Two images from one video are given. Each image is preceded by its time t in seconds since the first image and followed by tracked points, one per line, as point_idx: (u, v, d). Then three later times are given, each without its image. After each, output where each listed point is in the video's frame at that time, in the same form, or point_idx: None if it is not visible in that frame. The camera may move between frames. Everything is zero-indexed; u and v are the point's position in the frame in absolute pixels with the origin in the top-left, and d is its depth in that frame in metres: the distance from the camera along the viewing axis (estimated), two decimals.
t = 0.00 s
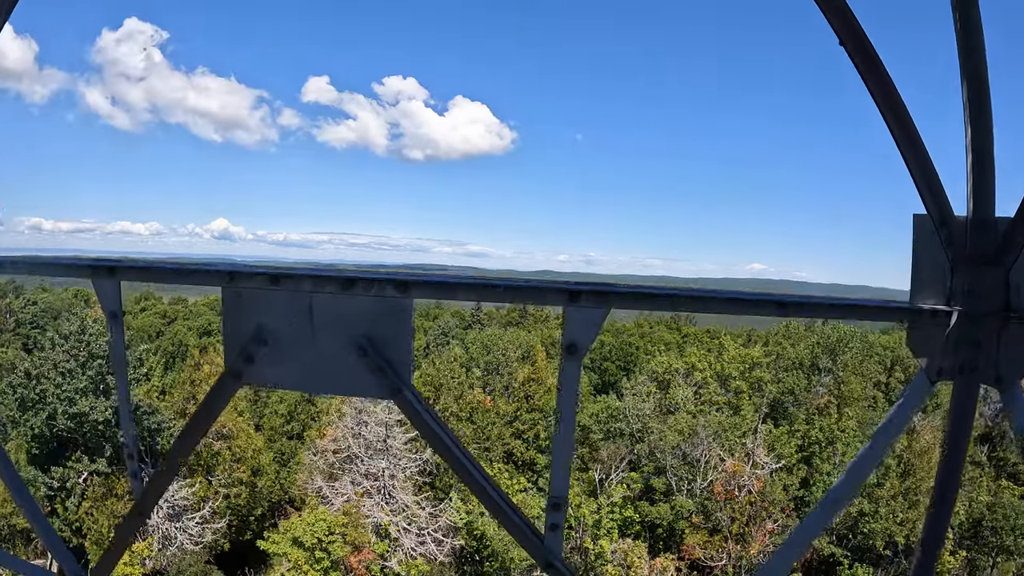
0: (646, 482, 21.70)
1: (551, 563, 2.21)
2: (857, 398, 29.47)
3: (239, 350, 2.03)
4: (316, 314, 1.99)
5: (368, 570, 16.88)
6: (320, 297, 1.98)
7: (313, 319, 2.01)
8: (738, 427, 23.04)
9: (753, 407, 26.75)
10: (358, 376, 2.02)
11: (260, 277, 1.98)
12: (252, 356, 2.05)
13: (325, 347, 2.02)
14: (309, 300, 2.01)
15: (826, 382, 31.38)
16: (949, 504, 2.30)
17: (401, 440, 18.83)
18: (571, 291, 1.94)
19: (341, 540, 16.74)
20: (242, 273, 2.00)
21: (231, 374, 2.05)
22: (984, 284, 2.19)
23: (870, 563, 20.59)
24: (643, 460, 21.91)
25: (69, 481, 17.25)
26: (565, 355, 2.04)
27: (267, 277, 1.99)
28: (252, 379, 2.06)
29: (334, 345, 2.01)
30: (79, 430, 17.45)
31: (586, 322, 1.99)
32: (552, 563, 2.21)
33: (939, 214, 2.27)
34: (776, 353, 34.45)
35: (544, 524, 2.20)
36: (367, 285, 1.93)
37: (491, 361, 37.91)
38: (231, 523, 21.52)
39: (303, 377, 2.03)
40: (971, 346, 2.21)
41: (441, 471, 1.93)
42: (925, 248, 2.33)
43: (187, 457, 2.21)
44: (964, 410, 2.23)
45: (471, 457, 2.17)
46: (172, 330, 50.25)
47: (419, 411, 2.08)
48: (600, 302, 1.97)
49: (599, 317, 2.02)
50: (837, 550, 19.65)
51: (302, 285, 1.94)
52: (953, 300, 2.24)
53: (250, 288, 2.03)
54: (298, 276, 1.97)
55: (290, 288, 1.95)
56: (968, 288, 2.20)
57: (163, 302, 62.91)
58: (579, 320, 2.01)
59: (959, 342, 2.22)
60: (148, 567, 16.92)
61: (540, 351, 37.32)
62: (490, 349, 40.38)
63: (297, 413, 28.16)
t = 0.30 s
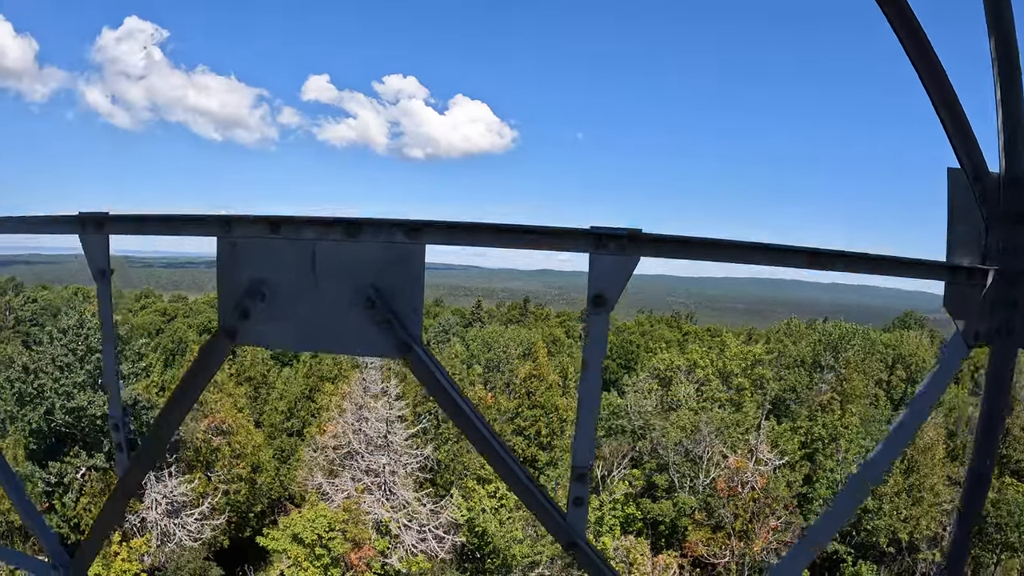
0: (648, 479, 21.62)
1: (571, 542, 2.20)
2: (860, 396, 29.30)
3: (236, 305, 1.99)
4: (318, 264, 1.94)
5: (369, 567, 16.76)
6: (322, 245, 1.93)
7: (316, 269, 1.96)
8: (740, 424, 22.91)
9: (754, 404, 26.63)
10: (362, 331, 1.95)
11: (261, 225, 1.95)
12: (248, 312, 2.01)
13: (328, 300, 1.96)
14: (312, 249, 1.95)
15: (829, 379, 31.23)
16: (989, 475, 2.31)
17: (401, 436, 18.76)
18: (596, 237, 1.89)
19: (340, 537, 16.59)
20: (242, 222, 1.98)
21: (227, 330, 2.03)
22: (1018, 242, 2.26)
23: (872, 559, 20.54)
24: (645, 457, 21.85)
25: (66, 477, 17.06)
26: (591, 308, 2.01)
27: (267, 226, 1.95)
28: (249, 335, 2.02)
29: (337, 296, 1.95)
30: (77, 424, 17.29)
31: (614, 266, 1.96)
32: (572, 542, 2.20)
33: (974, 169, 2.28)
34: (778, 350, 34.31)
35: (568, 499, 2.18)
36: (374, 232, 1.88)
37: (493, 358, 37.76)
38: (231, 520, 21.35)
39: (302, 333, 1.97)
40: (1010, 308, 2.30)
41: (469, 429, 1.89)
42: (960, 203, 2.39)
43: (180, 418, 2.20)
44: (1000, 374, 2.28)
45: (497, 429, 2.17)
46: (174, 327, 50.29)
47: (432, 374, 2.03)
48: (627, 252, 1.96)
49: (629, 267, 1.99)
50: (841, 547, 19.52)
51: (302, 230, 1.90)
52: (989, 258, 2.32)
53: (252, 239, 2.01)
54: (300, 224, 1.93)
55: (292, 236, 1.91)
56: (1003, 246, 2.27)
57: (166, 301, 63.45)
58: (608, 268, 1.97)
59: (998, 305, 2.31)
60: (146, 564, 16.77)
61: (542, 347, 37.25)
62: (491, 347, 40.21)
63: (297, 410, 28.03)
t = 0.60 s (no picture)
0: (648, 477, 21.53)
1: (585, 539, 2.08)
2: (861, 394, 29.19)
3: (219, 274, 1.89)
4: (307, 227, 1.85)
5: (367, 566, 16.59)
6: (314, 206, 1.85)
7: (306, 233, 1.87)
8: (741, 421, 22.76)
9: (755, 401, 26.52)
10: (356, 301, 1.85)
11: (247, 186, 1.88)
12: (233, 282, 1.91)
13: (320, 267, 1.87)
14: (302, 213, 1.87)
15: (829, 377, 31.12)
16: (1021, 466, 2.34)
17: (400, 433, 18.66)
18: (620, 196, 1.88)
19: (338, 534, 16.43)
20: (227, 181, 1.90)
21: (209, 301, 1.93)
22: None
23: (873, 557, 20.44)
24: (646, 455, 21.73)
25: (61, 474, 16.94)
26: (612, 275, 1.94)
27: (255, 186, 1.87)
28: (234, 306, 1.93)
29: (329, 264, 1.86)
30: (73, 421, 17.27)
31: (637, 232, 1.92)
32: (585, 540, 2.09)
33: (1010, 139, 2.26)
34: (778, 348, 34.21)
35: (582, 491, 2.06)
36: (370, 190, 1.81)
37: (492, 355, 37.62)
38: (228, 518, 21.18)
39: (292, 303, 1.88)
40: None
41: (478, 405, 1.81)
42: (995, 175, 2.36)
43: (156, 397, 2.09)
44: None
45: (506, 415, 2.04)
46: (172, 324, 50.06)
47: (434, 353, 1.92)
48: (652, 214, 1.93)
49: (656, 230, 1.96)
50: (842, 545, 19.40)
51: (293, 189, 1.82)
52: None
53: (239, 201, 1.92)
54: (289, 183, 1.85)
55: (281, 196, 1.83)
56: None
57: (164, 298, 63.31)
58: (635, 230, 1.93)
59: None
60: (143, 562, 16.64)
61: (541, 344, 37.13)
62: (491, 344, 40.08)
63: (296, 408, 27.87)
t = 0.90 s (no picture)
0: (649, 473, 21.45)
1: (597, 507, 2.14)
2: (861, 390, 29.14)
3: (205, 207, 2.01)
4: (293, 159, 1.99)
5: (365, 562, 16.29)
6: (300, 138, 1.98)
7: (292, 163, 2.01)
8: (742, 417, 22.68)
9: (755, 397, 26.47)
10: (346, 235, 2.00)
11: (228, 117, 1.98)
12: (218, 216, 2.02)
13: (307, 198, 2.00)
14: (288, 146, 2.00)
15: (830, 374, 31.08)
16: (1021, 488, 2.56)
17: (399, 428, 18.64)
18: (643, 121, 1.94)
19: (336, 531, 16.24)
20: (207, 114, 2.01)
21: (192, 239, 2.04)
22: None
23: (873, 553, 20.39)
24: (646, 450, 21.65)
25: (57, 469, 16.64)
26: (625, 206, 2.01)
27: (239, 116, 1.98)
28: (213, 247, 2.05)
29: (317, 197, 2.00)
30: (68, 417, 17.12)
31: (651, 159, 1.99)
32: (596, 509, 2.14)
33: None
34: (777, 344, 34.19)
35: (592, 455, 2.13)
36: (362, 119, 1.93)
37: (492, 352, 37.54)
38: (226, 515, 21.05)
39: (277, 241, 2.01)
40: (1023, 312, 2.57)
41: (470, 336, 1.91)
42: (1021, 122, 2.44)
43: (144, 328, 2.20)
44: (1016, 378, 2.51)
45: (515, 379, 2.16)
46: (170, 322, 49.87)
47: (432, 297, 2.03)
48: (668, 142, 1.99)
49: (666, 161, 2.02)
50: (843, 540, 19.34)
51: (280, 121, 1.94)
52: None
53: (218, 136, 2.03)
54: (273, 115, 1.97)
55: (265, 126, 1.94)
56: None
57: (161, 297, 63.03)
58: (646, 159, 1.99)
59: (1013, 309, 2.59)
60: (139, 558, 16.58)
61: (541, 341, 37.05)
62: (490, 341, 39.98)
63: (294, 404, 27.73)
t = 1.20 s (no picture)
0: (651, 471, 21.31)
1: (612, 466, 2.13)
2: (863, 385, 29.07)
3: (190, 138, 2.08)
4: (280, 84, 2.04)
5: (365, 560, 16.11)
6: (285, 63, 2.04)
7: (276, 88, 2.06)
8: (744, 413, 22.57)
9: (757, 393, 26.39)
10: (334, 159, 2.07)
11: (211, 41, 2.03)
12: (202, 146, 2.10)
13: (295, 121, 2.05)
14: (274, 70, 2.05)
15: (832, 371, 30.97)
16: None
17: (399, 425, 18.59)
18: (656, 40, 1.94)
19: (336, 527, 16.02)
20: (193, 38, 2.03)
21: (175, 168, 2.09)
22: None
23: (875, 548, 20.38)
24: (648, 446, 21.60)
25: (54, 465, 16.46)
26: (641, 130, 2.05)
27: (221, 42, 2.03)
28: (198, 174, 2.11)
29: (303, 122, 2.05)
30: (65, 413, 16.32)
31: (666, 80, 2.01)
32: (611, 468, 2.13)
33: None
34: (779, 341, 34.09)
35: (609, 413, 2.15)
36: (353, 39, 1.97)
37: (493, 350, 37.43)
38: (225, 512, 20.94)
39: (262, 168, 2.07)
40: None
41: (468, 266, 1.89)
42: None
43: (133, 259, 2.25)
44: None
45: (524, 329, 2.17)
46: (170, 319, 49.78)
47: (437, 240, 2.06)
48: (682, 63, 2.00)
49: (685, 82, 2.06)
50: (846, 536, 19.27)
51: (264, 43, 1.98)
52: None
53: (199, 62, 2.08)
54: (259, 38, 2.01)
55: (250, 49, 2.00)
56: None
57: (161, 294, 63.01)
58: (662, 80, 2.03)
59: None
60: (137, 556, 16.46)
61: (542, 337, 36.92)
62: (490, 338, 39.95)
63: (294, 402, 27.63)
